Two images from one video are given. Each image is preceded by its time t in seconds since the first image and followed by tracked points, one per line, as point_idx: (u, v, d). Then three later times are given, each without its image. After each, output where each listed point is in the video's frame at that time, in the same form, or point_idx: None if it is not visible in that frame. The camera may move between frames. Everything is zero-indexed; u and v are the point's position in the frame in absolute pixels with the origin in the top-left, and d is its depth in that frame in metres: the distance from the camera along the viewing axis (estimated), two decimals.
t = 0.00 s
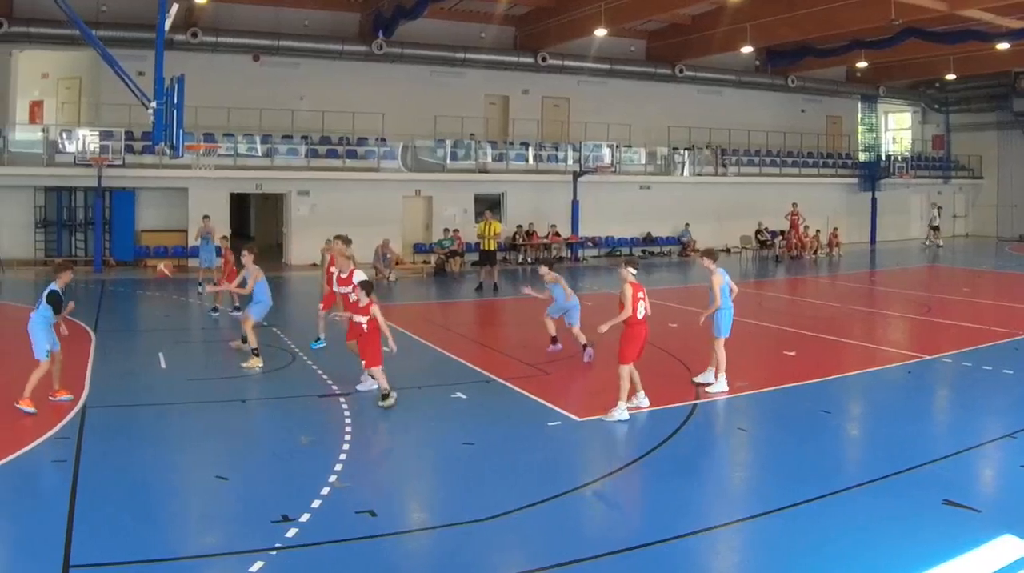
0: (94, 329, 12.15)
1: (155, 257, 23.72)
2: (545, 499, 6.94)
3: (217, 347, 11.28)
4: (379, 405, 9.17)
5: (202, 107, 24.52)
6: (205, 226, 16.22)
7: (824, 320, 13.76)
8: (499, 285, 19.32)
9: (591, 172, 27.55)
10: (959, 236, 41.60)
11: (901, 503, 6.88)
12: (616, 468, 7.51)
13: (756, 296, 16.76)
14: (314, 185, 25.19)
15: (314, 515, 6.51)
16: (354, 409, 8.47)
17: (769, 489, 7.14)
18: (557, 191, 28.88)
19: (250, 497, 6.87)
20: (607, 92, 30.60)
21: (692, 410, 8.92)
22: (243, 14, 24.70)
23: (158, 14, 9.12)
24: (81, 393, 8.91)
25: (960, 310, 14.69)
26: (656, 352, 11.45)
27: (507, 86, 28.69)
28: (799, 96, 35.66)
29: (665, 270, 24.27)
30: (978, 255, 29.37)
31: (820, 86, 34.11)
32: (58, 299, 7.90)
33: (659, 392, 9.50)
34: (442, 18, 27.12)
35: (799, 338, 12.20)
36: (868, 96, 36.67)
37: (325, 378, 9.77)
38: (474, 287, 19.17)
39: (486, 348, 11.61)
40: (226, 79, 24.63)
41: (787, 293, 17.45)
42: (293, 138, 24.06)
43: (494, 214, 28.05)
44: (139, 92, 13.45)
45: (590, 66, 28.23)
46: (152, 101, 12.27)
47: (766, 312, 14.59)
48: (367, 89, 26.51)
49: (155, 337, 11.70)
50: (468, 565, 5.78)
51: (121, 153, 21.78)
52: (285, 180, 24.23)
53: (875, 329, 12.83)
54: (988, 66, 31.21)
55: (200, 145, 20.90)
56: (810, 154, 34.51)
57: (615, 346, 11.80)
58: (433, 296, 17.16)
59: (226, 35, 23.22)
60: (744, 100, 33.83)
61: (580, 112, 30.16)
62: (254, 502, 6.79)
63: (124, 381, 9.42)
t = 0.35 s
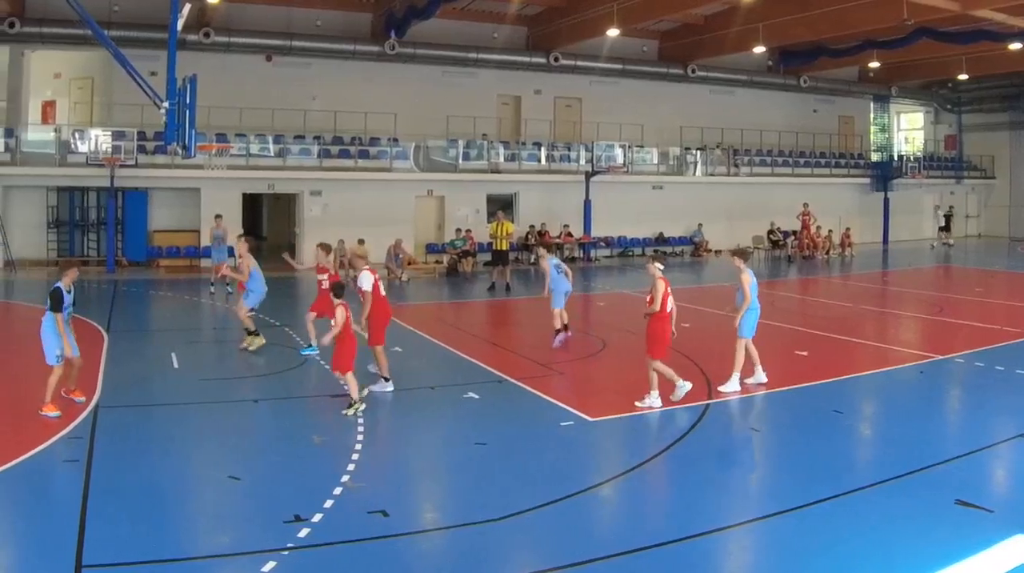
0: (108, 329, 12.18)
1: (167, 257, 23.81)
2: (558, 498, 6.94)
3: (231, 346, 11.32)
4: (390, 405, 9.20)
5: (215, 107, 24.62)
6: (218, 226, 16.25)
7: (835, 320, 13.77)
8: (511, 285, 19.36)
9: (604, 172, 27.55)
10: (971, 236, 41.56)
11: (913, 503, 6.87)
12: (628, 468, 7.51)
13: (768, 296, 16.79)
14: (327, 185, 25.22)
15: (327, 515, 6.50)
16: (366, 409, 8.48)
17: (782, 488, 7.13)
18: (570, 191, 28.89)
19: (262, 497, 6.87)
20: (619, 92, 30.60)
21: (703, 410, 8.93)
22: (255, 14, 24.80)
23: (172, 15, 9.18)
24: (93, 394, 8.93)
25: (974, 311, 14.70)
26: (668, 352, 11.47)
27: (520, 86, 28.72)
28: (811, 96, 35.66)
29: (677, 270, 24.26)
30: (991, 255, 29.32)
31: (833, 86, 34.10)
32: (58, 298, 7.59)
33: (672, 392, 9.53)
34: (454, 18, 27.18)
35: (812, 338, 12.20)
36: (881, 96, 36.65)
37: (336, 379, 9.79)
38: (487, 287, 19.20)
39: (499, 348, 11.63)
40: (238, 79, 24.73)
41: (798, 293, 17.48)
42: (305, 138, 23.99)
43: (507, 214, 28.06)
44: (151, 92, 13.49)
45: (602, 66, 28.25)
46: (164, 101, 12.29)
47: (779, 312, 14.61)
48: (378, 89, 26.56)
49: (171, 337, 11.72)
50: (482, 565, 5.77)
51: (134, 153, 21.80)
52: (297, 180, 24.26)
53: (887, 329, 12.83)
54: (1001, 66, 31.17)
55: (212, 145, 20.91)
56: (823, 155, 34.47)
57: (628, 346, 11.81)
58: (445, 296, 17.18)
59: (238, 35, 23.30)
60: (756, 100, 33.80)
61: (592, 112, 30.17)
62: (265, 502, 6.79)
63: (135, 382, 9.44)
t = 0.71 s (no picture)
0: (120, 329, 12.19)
1: (179, 257, 23.90)
2: (569, 499, 6.93)
3: (242, 346, 11.34)
4: (402, 405, 9.21)
5: (227, 107, 24.67)
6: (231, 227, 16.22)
7: (846, 320, 13.76)
8: (523, 285, 19.37)
9: (616, 171, 27.56)
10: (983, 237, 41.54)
11: (924, 502, 6.88)
12: (640, 468, 7.51)
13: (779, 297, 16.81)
14: (339, 186, 25.23)
15: (339, 515, 6.49)
16: (377, 408, 8.49)
17: (793, 488, 7.12)
18: (583, 191, 28.89)
19: (275, 497, 6.86)
20: (631, 92, 30.59)
21: (713, 410, 8.93)
22: (268, 14, 24.84)
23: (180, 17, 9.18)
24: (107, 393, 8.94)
25: (984, 311, 14.69)
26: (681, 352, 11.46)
27: (532, 86, 28.73)
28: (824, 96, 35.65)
29: (689, 270, 24.26)
30: (1004, 256, 29.31)
31: (845, 86, 34.11)
32: (82, 300, 7.47)
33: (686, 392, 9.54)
34: (467, 18, 27.18)
35: (824, 338, 12.20)
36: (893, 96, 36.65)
37: (348, 379, 9.81)
38: (499, 287, 19.21)
39: (512, 348, 11.64)
40: (251, 79, 24.77)
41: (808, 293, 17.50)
42: (318, 138, 24.05)
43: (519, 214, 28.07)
44: (163, 92, 13.50)
45: (615, 66, 28.27)
46: (175, 101, 12.28)
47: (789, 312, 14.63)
48: (390, 89, 26.58)
49: (182, 337, 11.69)
50: (493, 565, 5.77)
51: (146, 153, 21.81)
52: (309, 180, 24.29)
53: (899, 330, 12.81)
54: (1013, 66, 31.15)
55: (225, 145, 20.93)
56: (835, 155, 34.43)
57: (640, 346, 11.80)
58: (456, 296, 17.19)
59: (251, 35, 23.37)
60: (769, 100, 33.78)
61: (605, 112, 30.17)
62: (276, 502, 6.78)
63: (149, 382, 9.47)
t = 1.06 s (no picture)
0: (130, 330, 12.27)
1: (193, 257, 23.96)
2: (583, 498, 6.92)
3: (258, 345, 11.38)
4: (417, 405, 9.22)
5: (241, 107, 24.72)
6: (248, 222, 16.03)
7: (859, 319, 13.81)
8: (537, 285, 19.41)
9: (630, 172, 27.57)
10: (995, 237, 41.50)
11: (938, 502, 6.88)
12: (654, 468, 7.51)
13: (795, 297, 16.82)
14: (353, 186, 25.24)
15: (353, 515, 6.47)
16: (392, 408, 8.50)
17: (807, 488, 7.12)
18: (596, 191, 28.91)
19: (289, 496, 6.86)
20: (645, 92, 30.61)
21: (729, 410, 8.94)
22: (282, 14, 24.87)
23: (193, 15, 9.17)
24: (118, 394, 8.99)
25: (998, 311, 14.69)
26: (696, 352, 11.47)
27: (546, 86, 28.74)
28: (838, 96, 35.64)
29: (704, 270, 24.26)
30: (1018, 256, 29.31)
31: (858, 86, 34.12)
32: (124, 298, 7.27)
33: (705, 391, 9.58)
34: (480, 18, 27.20)
35: (838, 338, 12.22)
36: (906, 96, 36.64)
37: (362, 379, 9.84)
38: (514, 287, 19.23)
39: (526, 348, 11.64)
40: (265, 79, 24.82)
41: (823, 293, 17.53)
42: (331, 138, 24.08)
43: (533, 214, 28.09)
44: (178, 92, 13.54)
45: (628, 66, 28.30)
46: (190, 101, 12.30)
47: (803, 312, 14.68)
48: (403, 90, 26.60)
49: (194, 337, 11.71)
50: (507, 565, 5.75)
51: (160, 152, 21.89)
52: (323, 180, 24.32)
53: (912, 329, 12.84)
54: None
55: (238, 144, 20.96)
56: (849, 155, 34.37)
57: (656, 346, 11.81)
58: (471, 296, 17.21)
59: (266, 35, 23.42)
60: (782, 100, 33.79)
61: (619, 112, 30.17)
62: (290, 502, 6.77)
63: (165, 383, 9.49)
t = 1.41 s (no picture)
0: (144, 330, 12.31)
1: (206, 257, 23.97)
2: (594, 499, 6.91)
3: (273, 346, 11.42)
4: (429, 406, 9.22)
5: (254, 107, 24.76)
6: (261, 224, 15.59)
7: (872, 319, 13.84)
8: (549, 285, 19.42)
9: (642, 171, 27.55)
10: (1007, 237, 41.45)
11: (950, 503, 6.87)
12: (666, 468, 7.50)
13: (807, 297, 16.84)
14: (365, 186, 25.23)
15: (365, 515, 6.47)
16: (404, 407, 8.50)
17: (819, 488, 7.12)
18: (608, 191, 28.92)
19: (302, 496, 6.85)
20: (658, 92, 30.60)
21: (741, 410, 8.95)
22: (294, 14, 24.89)
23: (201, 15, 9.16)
24: (129, 395, 9.02)
25: (1011, 311, 14.68)
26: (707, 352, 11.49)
27: (559, 86, 28.74)
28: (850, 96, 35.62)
29: (717, 269, 24.26)
30: None
31: (870, 86, 34.13)
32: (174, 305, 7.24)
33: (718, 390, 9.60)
34: (493, 18, 27.21)
35: (850, 338, 12.22)
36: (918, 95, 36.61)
37: (374, 379, 9.85)
38: (525, 287, 19.24)
39: (538, 348, 11.65)
40: (278, 79, 24.86)
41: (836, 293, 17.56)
42: (344, 138, 24.08)
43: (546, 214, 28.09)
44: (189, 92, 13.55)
45: (641, 66, 28.32)
46: (202, 101, 12.30)
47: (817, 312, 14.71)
48: (415, 89, 26.60)
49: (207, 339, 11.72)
50: (520, 565, 5.73)
51: (172, 153, 21.87)
52: (336, 180, 24.33)
53: (923, 329, 12.84)
54: None
55: (250, 145, 20.96)
56: (862, 155, 34.27)
57: (668, 346, 11.81)
58: (483, 296, 17.23)
59: (278, 35, 23.44)
60: (795, 100, 33.79)
61: (631, 111, 30.17)
62: (302, 502, 6.77)
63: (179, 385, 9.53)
